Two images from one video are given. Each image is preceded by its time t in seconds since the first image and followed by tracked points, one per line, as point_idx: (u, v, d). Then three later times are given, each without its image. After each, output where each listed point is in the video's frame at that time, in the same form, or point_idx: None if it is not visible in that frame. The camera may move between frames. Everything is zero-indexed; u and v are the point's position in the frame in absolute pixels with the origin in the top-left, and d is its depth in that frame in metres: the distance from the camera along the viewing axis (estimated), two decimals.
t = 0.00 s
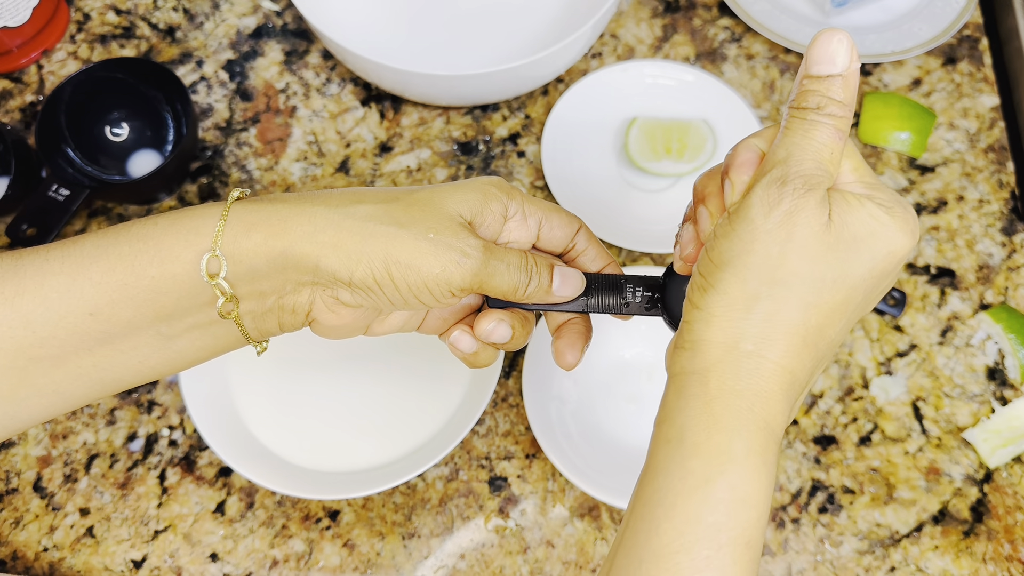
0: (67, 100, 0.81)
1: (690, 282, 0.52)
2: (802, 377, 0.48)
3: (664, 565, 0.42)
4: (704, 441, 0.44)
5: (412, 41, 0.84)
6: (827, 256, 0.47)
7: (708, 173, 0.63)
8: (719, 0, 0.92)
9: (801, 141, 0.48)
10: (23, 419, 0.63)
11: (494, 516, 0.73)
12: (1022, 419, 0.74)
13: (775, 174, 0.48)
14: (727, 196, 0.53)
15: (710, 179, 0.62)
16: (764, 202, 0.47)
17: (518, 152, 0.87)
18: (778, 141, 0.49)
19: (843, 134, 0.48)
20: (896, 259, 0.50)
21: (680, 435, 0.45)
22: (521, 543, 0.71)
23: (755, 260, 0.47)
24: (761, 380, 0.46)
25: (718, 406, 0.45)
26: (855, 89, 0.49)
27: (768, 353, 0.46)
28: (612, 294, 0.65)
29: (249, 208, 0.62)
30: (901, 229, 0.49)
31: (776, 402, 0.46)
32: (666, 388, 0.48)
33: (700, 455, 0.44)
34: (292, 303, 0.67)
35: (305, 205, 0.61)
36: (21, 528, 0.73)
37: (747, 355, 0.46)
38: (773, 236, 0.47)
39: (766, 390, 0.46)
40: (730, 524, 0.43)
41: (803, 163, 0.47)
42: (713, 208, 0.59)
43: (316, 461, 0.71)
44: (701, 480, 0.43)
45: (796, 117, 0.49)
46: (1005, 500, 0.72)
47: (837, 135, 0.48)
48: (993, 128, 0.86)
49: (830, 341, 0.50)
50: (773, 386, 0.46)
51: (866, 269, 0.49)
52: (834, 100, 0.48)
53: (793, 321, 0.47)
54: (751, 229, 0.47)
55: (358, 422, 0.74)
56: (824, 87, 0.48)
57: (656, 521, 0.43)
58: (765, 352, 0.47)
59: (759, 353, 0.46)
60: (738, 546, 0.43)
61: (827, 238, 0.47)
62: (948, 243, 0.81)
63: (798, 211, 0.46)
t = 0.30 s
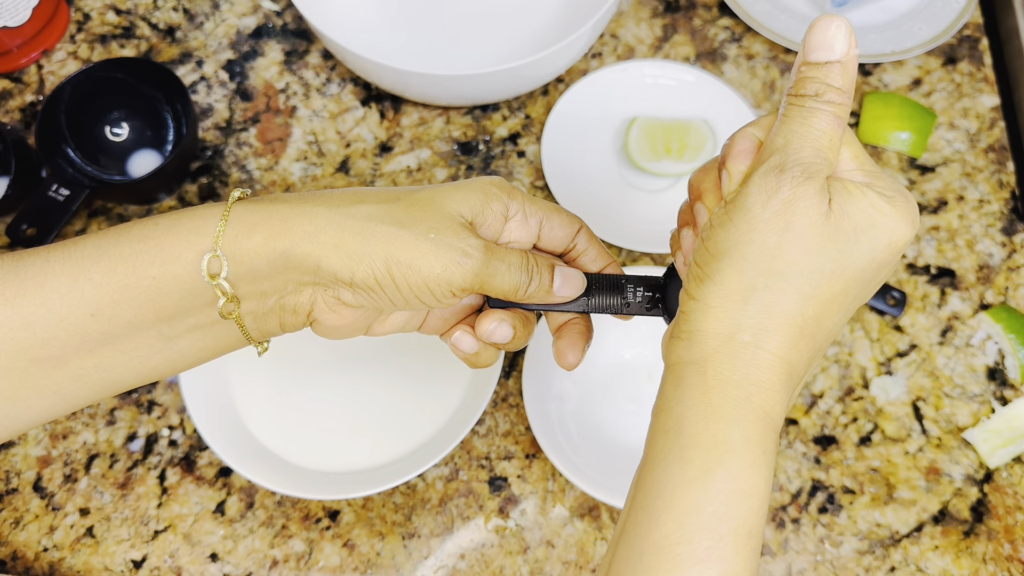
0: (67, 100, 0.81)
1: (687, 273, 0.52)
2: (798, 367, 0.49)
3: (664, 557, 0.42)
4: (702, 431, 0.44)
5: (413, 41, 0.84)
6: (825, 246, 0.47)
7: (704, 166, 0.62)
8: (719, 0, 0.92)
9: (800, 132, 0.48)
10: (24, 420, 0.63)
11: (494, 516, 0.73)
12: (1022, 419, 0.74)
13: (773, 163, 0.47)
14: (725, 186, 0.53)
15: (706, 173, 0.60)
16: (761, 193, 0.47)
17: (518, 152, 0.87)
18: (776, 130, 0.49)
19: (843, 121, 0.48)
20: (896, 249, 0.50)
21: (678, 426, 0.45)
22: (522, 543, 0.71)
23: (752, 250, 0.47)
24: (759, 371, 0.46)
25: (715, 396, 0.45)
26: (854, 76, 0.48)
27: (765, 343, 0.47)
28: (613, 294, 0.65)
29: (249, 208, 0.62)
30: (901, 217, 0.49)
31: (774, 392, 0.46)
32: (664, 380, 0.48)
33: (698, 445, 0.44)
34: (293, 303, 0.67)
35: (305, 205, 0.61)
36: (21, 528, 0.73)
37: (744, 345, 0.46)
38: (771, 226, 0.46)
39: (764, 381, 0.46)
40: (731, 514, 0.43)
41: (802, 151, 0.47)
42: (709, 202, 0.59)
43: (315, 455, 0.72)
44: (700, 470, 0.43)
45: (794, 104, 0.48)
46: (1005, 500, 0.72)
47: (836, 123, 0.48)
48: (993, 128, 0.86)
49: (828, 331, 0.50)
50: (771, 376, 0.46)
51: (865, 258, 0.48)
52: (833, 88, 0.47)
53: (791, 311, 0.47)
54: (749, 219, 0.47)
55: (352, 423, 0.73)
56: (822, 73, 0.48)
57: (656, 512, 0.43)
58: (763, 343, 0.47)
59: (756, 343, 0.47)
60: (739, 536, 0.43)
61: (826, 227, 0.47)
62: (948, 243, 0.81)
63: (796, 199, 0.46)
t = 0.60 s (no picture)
0: (67, 100, 0.80)
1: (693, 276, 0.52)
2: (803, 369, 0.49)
3: (674, 550, 0.42)
4: (709, 428, 0.44)
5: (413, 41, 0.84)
6: (831, 252, 0.46)
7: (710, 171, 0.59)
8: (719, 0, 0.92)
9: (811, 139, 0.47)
10: (19, 420, 0.63)
11: (494, 516, 0.72)
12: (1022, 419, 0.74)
13: (781, 170, 0.47)
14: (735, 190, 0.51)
15: (714, 178, 0.58)
16: (768, 199, 0.46)
17: (518, 152, 0.87)
18: (786, 135, 0.48)
19: (853, 128, 0.47)
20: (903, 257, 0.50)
21: (685, 423, 0.45)
22: (522, 543, 0.71)
23: (758, 256, 0.47)
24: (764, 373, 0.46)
25: (720, 394, 0.45)
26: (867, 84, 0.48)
27: (770, 347, 0.47)
28: (605, 294, 0.65)
29: (242, 206, 0.61)
30: (909, 225, 0.49)
31: (779, 395, 0.46)
32: (669, 379, 0.48)
33: (705, 441, 0.44)
34: (286, 302, 0.66)
35: (297, 204, 0.61)
36: (21, 528, 0.73)
37: (749, 348, 0.46)
38: (777, 233, 0.46)
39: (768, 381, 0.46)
40: (740, 508, 0.43)
41: (810, 158, 0.47)
42: (719, 208, 0.57)
43: (321, 454, 0.72)
44: (709, 465, 0.43)
45: (805, 110, 0.48)
46: (1005, 500, 0.72)
47: (846, 130, 0.47)
48: (993, 128, 0.86)
49: (833, 334, 0.50)
50: (775, 379, 0.46)
51: (872, 264, 0.48)
52: (846, 96, 0.47)
53: (795, 316, 0.47)
54: (755, 225, 0.47)
55: (368, 415, 0.74)
56: (834, 80, 0.47)
57: (665, 506, 0.43)
58: (767, 346, 0.47)
59: (761, 347, 0.47)
60: (747, 530, 0.43)
61: (832, 234, 0.46)
62: (948, 243, 0.81)
63: (802, 207, 0.46)
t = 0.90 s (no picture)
0: (67, 100, 0.80)
1: (689, 266, 0.52)
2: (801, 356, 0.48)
3: (676, 538, 0.42)
4: (708, 416, 0.44)
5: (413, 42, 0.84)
6: (825, 238, 0.46)
7: (698, 161, 0.60)
8: None
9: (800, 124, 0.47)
10: (18, 424, 0.63)
11: (494, 516, 0.72)
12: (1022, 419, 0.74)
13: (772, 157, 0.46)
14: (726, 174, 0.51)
15: (701, 168, 0.59)
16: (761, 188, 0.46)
17: (518, 152, 0.87)
18: (775, 121, 0.48)
19: (841, 113, 0.47)
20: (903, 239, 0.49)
21: (684, 412, 0.45)
22: (522, 543, 0.71)
23: (752, 244, 0.46)
24: (761, 359, 0.46)
25: (718, 381, 0.45)
26: (853, 69, 0.47)
27: (766, 334, 0.47)
28: (605, 306, 0.65)
29: (244, 212, 0.61)
30: (901, 208, 0.48)
31: (777, 381, 0.46)
32: (667, 369, 0.48)
33: (705, 428, 0.44)
34: (286, 309, 0.67)
35: (299, 212, 0.61)
36: (21, 528, 0.73)
37: (745, 336, 0.46)
38: (770, 221, 0.46)
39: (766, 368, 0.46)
40: (742, 494, 0.43)
41: (800, 144, 0.46)
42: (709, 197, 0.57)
43: (320, 453, 0.72)
44: (709, 452, 0.43)
45: (794, 96, 0.47)
46: (1005, 500, 0.72)
47: (836, 115, 0.47)
48: (993, 128, 0.86)
49: (832, 318, 0.50)
50: (773, 365, 0.46)
51: (868, 248, 0.47)
52: (833, 81, 0.47)
53: (792, 303, 0.47)
54: (748, 214, 0.46)
55: (364, 420, 0.74)
56: (822, 65, 0.47)
57: (666, 495, 0.43)
58: (764, 334, 0.47)
59: (758, 334, 0.46)
60: (749, 516, 0.43)
61: (827, 220, 0.46)
62: (948, 243, 0.81)
63: (794, 194, 0.45)
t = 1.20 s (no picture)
0: (67, 100, 0.80)
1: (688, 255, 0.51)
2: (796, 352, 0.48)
3: (667, 533, 0.42)
4: (702, 410, 0.44)
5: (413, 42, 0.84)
6: (829, 235, 0.46)
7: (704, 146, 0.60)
8: None
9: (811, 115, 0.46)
10: (25, 425, 0.63)
11: (494, 516, 0.72)
12: (1022, 419, 0.73)
13: (781, 148, 0.46)
14: (734, 159, 0.51)
15: (707, 154, 0.58)
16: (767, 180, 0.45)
17: (518, 152, 0.87)
18: (787, 110, 0.47)
19: (856, 105, 0.46)
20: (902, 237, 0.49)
21: (677, 404, 0.45)
22: (522, 543, 0.71)
23: (754, 238, 0.46)
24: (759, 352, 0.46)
25: (713, 375, 0.45)
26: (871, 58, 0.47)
27: (763, 328, 0.46)
28: (611, 305, 0.65)
29: (253, 214, 0.61)
30: (910, 205, 0.48)
31: (774, 377, 0.46)
32: (661, 359, 0.48)
33: (698, 423, 0.44)
34: (296, 309, 0.67)
35: (308, 213, 0.61)
36: (21, 528, 0.73)
37: (743, 329, 0.46)
38: (775, 215, 0.46)
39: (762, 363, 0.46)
40: (734, 491, 0.43)
41: (811, 135, 0.45)
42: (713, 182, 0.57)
43: (320, 455, 0.72)
44: (702, 447, 0.43)
45: (807, 85, 0.47)
46: (1005, 500, 0.72)
47: (849, 106, 0.46)
48: (994, 128, 0.85)
49: (831, 316, 0.50)
50: (771, 361, 0.46)
51: (872, 246, 0.47)
52: (849, 72, 0.46)
53: (790, 298, 0.47)
54: (753, 206, 0.46)
55: (363, 423, 0.73)
56: (839, 53, 0.46)
57: (657, 490, 0.43)
58: (762, 328, 0.47)
59: (755, 329, 0.46)
60: (741, 512, 0.43)
61: (829, 217, 0.46)
62: (948, 243, 0.81)
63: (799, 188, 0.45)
